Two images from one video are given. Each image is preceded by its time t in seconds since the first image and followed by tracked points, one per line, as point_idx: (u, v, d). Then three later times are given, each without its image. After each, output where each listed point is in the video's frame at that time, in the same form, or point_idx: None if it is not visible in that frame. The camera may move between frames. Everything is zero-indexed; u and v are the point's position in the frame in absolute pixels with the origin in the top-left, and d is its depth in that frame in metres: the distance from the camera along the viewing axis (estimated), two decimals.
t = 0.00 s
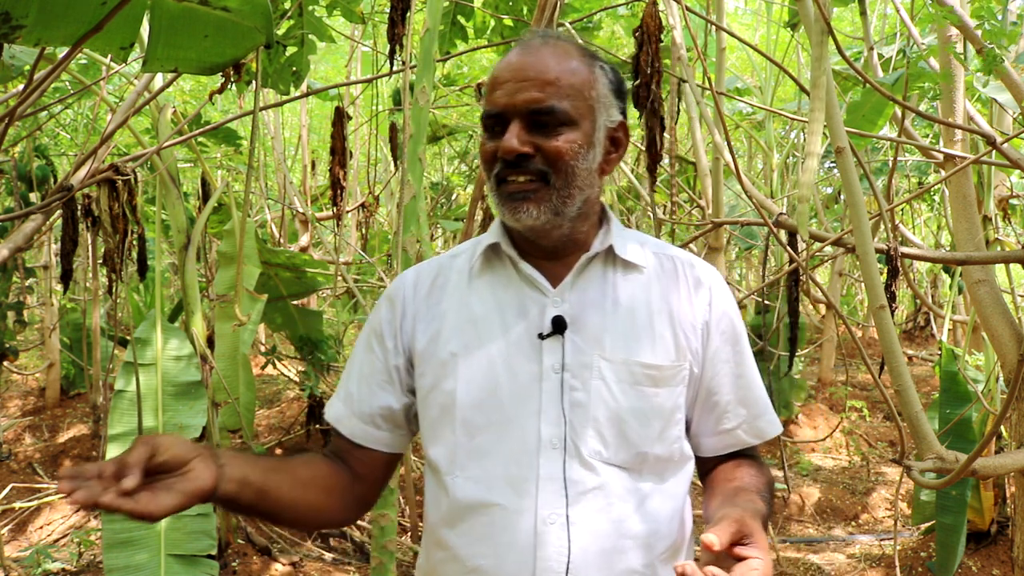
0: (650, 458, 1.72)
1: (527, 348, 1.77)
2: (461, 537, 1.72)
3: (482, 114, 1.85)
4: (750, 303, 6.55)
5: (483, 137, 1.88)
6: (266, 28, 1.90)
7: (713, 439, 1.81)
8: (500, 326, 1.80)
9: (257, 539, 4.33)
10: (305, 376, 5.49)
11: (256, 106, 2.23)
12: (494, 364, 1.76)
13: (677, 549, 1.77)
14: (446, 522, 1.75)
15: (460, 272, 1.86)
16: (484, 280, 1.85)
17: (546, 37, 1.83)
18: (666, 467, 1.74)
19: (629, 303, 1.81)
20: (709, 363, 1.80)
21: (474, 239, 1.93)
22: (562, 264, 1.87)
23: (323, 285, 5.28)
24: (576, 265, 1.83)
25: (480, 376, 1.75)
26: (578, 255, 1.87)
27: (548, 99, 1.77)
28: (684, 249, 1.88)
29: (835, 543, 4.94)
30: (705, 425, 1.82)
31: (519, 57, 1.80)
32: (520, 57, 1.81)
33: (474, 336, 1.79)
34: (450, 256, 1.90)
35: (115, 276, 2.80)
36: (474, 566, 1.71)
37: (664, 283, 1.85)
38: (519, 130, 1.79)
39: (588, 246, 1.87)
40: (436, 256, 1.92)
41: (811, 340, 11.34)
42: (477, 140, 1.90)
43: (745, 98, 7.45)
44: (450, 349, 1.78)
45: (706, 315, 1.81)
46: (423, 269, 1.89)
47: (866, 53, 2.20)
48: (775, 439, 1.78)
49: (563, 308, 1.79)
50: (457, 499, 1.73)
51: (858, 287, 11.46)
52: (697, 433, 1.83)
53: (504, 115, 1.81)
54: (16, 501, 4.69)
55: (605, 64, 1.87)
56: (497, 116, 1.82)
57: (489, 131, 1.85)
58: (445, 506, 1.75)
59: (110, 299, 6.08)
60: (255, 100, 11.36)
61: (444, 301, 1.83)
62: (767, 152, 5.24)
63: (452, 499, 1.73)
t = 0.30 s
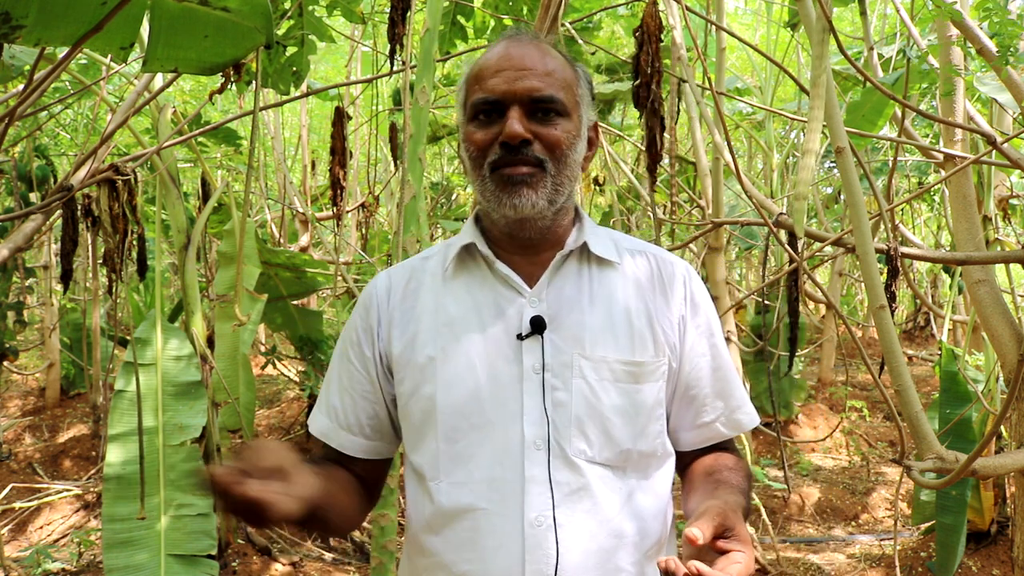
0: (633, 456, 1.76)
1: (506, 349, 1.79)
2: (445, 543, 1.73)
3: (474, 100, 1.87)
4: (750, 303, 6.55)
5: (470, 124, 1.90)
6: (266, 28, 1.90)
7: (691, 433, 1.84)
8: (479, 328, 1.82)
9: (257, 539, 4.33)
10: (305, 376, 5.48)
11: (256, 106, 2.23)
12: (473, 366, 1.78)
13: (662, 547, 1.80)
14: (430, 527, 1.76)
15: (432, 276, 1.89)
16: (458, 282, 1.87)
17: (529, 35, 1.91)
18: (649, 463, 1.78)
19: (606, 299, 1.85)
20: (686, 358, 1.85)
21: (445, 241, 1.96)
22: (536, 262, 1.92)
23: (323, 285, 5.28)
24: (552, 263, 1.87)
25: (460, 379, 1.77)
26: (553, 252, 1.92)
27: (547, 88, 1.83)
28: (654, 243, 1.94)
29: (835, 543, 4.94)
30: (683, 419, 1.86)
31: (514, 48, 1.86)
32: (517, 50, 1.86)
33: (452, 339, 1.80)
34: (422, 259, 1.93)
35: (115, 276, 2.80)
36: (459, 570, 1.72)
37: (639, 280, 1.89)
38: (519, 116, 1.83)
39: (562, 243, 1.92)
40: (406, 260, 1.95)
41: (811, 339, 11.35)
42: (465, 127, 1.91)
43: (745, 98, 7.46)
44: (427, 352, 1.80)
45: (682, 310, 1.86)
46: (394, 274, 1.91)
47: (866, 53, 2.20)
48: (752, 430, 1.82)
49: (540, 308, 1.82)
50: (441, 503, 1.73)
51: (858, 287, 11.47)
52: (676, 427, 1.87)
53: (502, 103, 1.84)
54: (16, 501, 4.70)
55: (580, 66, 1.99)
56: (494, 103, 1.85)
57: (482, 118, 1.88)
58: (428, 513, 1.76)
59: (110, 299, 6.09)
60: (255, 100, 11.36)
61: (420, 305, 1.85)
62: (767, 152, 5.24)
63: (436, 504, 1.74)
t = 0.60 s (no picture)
0: (629, 453, 1.76)
1: (502, 347, 1.79)
2: (444, 541, 1.74)
3: (474, 98, 1.86)
4: (750, 303, 6.55)
5: (469, 122, 1.89)
6: (266, 28, 1.90)
7: (681, 432, 1.86)
8: (474, 326, 1.81)
9: (257, 539, 4.33)
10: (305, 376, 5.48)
11: (256, 106, 2.23)
12: (469, 364, 1.77)
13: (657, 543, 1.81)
14: (427, 525, 1.76)
15: (426, 274, 1.88)
16: (452, 281, 1.87)
17: (527, 36, 1.92)
18: (642, 461, 1.78)
19: (600, 298, 1.85)
20: (679, 358, 1.86)
21: (438, 240, 1.95)
22: (530, 261, 1.92)
23: (323, 285, 5.28)
24: (548, 263, 1.87)
25: (457, 377, 1.76)
26: (547, 251, 1.92)
27: (547, 88, 1.83)
28: (647, 246, 1.94)
29: (835, 543, 4.94)
30: (675, 418, 1.87)
31: (513, 47, 1.86)
32: (516, 49, 1.86)
33: (447, 337, 1.80)
34: (414, 258, 1.93)
35: (115, 276, 2.79)
36: (457, 568, 1.73)
37: (632, 280, 1.90)
38: (520, 114, 1.83)
39: (556, 242, 1.93)
40: (398, 259, 1.94)
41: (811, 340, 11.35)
42: (463, 125, 1.90)
43: (745, 98, 7.46)
44: (422, 351, 1.79)
45: (675, 310, 1.87)
46: (387, 273, 1.90)
47: (866, 53, 2.20)
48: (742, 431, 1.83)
49: (536, 306, 1.82)
50: (437, 502, 1.73)
51: (858, 287, 11.47)
52: (666, 426, 1.89)
53: (502, 101, 1.84)
54: (16, 501, 4.69)
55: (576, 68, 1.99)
56: (494, 101, 1.84)
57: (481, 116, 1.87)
58: (424, 512, 1.76)
59: (110, 299, 6.09)
60: (255, 100, 11.36)
61: (414, 304, 1.84)
62: (767, 152, 5.24)
63: (431, 503, 1.74)
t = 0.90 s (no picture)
0: (633, 451, 1.77)
1: (507, 347, 1.79)
2: (447, 540, 1.72)
3: (471, 101, 1.87)
4: (750, 303, 6.56)
5: (467, 125, 1.89)
6: (267, 28, 1.90)
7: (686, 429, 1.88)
8: (478, 325, 1.82)
9: (257, 539, 4.32)
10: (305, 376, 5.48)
11: (256, 106, 2.23)
12: (474, 364, 1.77)
13: (661, 543, 1.81)
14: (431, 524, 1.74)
15: (430, 274, 1.88)
16: (455, 281, 1.87)
17: (522, 36, 1.92)
18: (647, 460, 1.79)
19: (604, 297, 1.85)
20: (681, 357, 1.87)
21: (441, 240, 1.96)
22: (533, 262, 1.93)
23: (323, 284, 5.28)
24: (551, 262, 1.88)
25: (462, 377, 1.76)
26: (550, 251, 1.93)
27: (543, 88, 1.84)
28: (649, 246, 1.95)
29: (835, 543, 4.94)
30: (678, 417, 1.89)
31: (507, 48, 1.86)
32: (512, 50, 1.87)
33: (452, 336, 1.80)
34: (417, 258, 1.93)
35: (115, 276, 2.79)
36: (460, 568, 1.70)
37: (634, 280, 1.91)
38: (517, 115, 1.84)
39: (558, 242, 1.93)
40: (400, 259, 1.94)
41: (811, 340, 11.36)
42: (462, 128, 1.91)
43: (745, 98, 7.46)
44: (426, 350, 1.79)
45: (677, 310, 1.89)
46: (390, 273, 1.90)
47: (866, 54, 2.19)
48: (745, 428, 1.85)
49: (540, 305, 1.83)
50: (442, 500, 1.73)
51: (858, 287, 11.48)
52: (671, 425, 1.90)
53: (499, 103, 1.84)
54: (16, 502, 4.69)
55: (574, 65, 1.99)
56: (491, 103, 1.85)
57: (480, 118, 1.88)
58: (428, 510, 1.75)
59: (110, 299, 6.09)
60: (255, 100, 11.37)
61: (418, 304, 1.84)
62: (767, 152, 5.24)
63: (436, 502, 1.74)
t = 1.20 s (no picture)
0: (635, 451, 1.77)
1: (507, 348, 1.79)
2: (452, 542, 1.72)
3: (479, 94, 1.87)
4: (750, 303, 6.56)
5: (473, 118, 1.89)
6: (267, 28, 1.90)
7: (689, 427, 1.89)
8: (479, 327, 1.82)
9: (257, 539, 4.32)
10: (305, 376, 5.48)
11: (256, 106, 2.23)
12: (475, 366, 1.77)
13: (665, 542, 1.80)
14: (435, 526, 1.75)
15: (430, 277, 1.88)
16: (456, 284, 1.88)
17: (530, 36, 1.93)
18: (649, 459, 1.79)
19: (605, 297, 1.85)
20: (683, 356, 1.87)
21: (442, 243, 1.96)
22: (536, 262, 1.92)
23: (323, 284, 5.28)
24: (552, 262, 1.88)
25: (463, 379, 1.76)
26: (552, 251, 1.93)
27: (552, 85, 1.84)
28: (650, 243, 1.94)
29: (835, 543, 4.94)
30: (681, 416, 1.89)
31: (517, 45, 1.87)
32: (520, 48, 1.87)
33: (453, 338, 1.80)
34: (418, 261, 1.93)
35: (115, 276, 2.79)
36: (465, 570, 1.71)
37: (635, 278, 1.91)
38: (525, 110, 1.84)
39: (560, 242, 1.93)
40: (401, 263, 1.94)
41: (811, 340, 11.37)
42: (467, 121, 1.90)
43: (745, 98, 7.46)
44: (428, 353, 1.79)
45: (678, 307, 1.88)
46: (391, 277, 1.90)
47: (866, 53, 2.19)
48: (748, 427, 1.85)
49: (540, 307, 1.83)
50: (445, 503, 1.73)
51: (858, 287, 11.48)
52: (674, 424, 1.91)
53: (507, 97, 1.84)
54: (16, 502, 4.69)
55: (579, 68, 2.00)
56: (501, 97, 1.85)
57: (487, 111, 1.87)
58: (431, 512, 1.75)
59: (110, 299, 6.09)
60: (255, 100, 11.37)
61: (418, 307, 1.84)
62: (767, 152, 5.24)
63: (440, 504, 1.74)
